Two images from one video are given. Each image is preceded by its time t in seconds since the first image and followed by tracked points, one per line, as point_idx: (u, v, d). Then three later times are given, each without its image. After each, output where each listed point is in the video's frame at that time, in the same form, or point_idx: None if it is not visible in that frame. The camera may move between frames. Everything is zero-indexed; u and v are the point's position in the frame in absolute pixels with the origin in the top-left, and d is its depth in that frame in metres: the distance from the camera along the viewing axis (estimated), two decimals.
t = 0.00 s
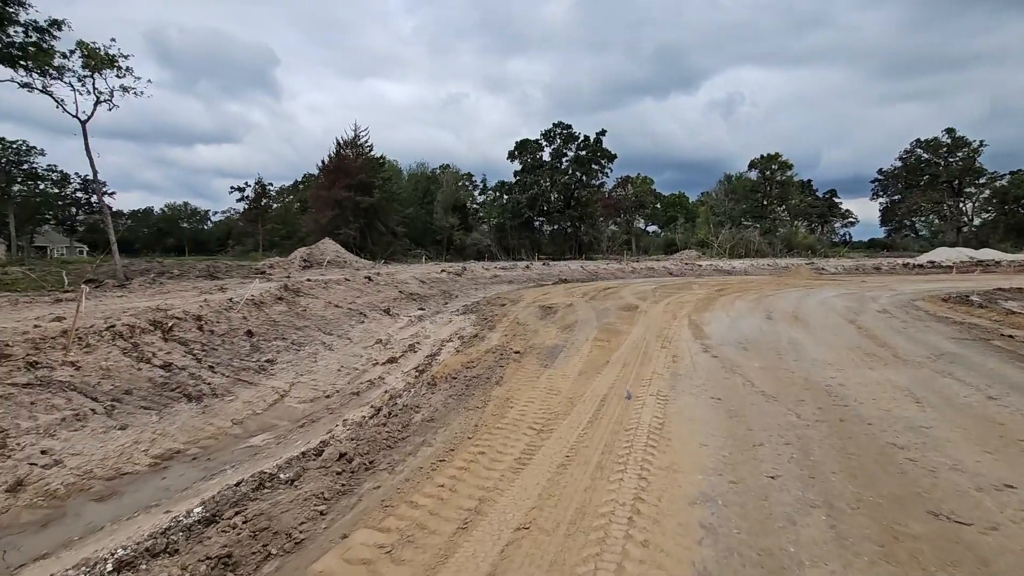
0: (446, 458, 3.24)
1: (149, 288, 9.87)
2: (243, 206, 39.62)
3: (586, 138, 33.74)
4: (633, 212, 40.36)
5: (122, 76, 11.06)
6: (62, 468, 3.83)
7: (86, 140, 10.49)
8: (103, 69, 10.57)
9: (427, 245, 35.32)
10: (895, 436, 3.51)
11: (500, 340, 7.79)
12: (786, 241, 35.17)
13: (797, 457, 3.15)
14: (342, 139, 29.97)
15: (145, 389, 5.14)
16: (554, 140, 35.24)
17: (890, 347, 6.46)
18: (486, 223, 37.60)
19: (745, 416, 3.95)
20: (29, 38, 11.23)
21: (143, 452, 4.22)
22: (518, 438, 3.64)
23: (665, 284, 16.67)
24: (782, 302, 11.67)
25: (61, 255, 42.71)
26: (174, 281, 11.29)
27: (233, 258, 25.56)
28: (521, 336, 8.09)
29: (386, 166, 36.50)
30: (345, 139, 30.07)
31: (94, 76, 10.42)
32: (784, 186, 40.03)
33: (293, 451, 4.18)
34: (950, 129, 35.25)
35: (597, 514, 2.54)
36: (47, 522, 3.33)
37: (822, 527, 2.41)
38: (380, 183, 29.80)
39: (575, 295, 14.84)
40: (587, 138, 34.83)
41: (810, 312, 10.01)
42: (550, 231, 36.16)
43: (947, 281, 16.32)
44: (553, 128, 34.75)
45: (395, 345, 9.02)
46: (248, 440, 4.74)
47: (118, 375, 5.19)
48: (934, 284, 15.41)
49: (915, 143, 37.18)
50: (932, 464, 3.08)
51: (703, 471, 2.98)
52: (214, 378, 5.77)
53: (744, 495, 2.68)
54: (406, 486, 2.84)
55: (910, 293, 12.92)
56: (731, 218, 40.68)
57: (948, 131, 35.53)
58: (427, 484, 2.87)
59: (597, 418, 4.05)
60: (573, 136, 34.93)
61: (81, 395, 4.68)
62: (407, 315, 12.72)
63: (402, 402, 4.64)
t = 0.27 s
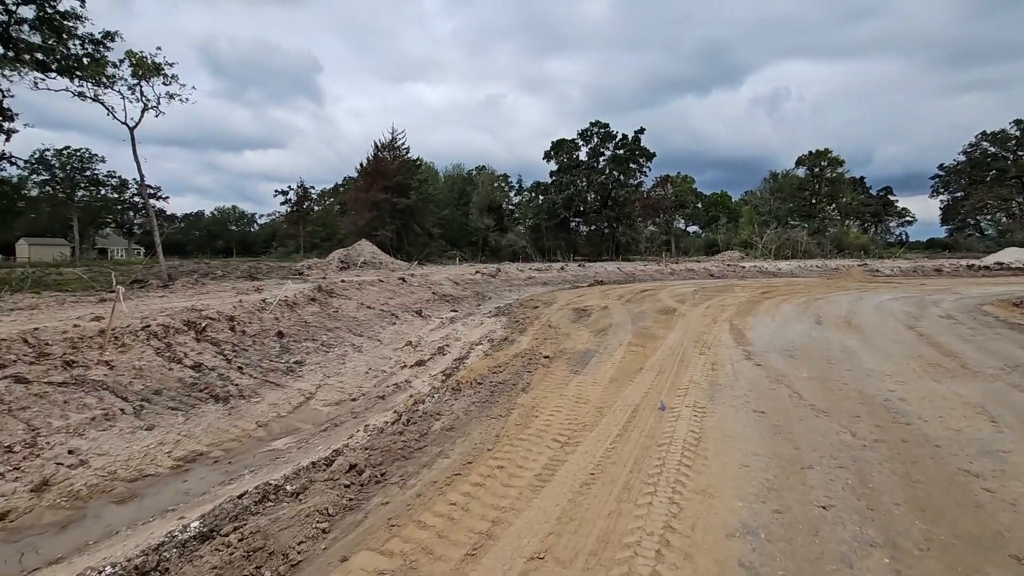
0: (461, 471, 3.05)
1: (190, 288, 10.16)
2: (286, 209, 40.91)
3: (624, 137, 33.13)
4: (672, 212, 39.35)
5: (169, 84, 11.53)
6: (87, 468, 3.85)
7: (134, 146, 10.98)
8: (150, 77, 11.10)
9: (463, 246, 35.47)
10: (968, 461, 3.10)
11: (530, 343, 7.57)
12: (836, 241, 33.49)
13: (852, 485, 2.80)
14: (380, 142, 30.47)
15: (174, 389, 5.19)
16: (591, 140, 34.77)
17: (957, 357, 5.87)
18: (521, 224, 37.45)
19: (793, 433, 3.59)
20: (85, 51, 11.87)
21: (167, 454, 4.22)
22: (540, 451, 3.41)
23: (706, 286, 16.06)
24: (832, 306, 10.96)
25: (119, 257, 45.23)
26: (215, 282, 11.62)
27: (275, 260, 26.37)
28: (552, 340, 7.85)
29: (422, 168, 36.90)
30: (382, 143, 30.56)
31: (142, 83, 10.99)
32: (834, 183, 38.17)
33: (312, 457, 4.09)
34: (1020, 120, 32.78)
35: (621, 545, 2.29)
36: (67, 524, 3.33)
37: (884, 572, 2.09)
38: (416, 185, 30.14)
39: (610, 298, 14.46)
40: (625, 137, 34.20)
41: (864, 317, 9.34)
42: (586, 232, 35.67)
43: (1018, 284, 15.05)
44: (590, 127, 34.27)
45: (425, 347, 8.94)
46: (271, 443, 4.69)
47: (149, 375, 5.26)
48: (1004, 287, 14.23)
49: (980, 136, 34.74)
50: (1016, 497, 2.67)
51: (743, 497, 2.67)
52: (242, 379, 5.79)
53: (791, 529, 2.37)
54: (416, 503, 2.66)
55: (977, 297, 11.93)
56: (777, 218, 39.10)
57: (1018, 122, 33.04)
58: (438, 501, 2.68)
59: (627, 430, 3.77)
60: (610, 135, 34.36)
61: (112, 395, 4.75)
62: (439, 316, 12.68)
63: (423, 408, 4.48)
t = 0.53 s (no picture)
0: (477, 489, 2.87)
1: (227, 290, 10.41)
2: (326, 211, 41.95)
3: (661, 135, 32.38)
4: (712, 212, 38.19)
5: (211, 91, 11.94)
6: (111, 471, 3.87)
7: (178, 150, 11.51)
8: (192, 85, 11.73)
9: (497, 248, 35.48)
10: None
11: (559, 348, 7.34)
12: (890, 241, 31.69)
13: (915, 522, 2.49)
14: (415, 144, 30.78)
15: (202, 391, 5.22)
16: (628, 138, 34.15)
17: None
18: (556, 225, 37.14)
19: (844, 457, 3.26)
20: (133, 61, 12.42)
21: (190, 457, 4.21)
22: (562, 468, 3.20)
23: (747, 289, 15.39)
24: (887, 311, 10.25)
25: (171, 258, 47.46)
26: (253, 283, 11.91)
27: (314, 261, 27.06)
28: (583, 345, 7.59)
29: (457, 169, 37.11)
30: (417, 145, 30.87)
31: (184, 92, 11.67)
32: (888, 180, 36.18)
33: (331, 465, 4.00)
34: None
35: None
36: (86, 528, 3.33)
37: None
38: (450, 186, 30.34)
39: (645, 301, 14.03)
40: (663, 135, 33.43)
41: (923, 324, 8.66)
42: (622, 232, 35.03)
43: None
44: (626, 126, 33.63)
45: (454, 351, 8.84)
46: (292, 449, 4.65)
47: (179, 377, 5.33)
48: None
49: None
50: None
51: (787, 532, 2.40)
52: (269, 381, 5.79)
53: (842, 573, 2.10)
54: (426, 525, 2.50)
55: None
56: (824, 217, 37.35)
57: None
58: (449, 523, 2.51)
59: (657, 446, 3.51)
60: (648, 133, 33.62)
61: (142, 396, 4.81)
62: (470, 319, 12.60)
63: (445, 417, 4.33)
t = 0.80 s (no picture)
0: (492, 505, 2.67)
1: (261, 291, 10.59)
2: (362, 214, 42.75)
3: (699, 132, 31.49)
4: (753, 211, 36.91)
5: (248, 96, 12.27)
6: (133, 471, 3.86)
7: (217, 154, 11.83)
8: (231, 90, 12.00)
9: (530, 249, 35.33)
10: None
11: (589, 352, 7.08)
12: (948, 241, 29.81)
13: (995, 564, 2.16)
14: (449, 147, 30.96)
15: (227, 391, 5.23)
16: (664, 137, 33.39)
17: None
18: (590, 226, 36.68)
19: (905, 481, 2.91)
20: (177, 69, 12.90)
21: (211, 459, 4.18)
22: (586, 483, 2.96)
23: (791, 291, 14.65)
24: (948, 315, 9.49)
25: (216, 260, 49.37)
26: (287, 284, 12.13)
27: (351, 262, 27.63)
28: (614, 349, 7.30)
29: (490, 171, 37.22)
30: (451, 147, 31.04)
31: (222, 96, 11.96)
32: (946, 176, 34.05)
33: (349, 471, 3.88)
34: None
35: None
36: (103, 529, 3.30)
37: None
38: (483, 188, 30.41)
39: (680, 303, 13.56)
40: (701, 132, 32.53)
41: (990, 329, 7.94)
42: (658, 233, 34.26)
43: None
44: (663, 124, 32.88)
45: (482, 353, 8.68)
46: (313, 452, 4.57)
47: (206, 376, 5.35)
48: None
49: None
50: None
51: (842, 569, 2.11)
52: (294, 382, 5.76)
53: None
54: (435, 544, 2.32)
55: None
56: (875, 215, 35.50)
57: None
58: (460, 544, 2.32)
59: (692, 462, 3.23)
60: (685, 131, 32.77)
61: (169, 396, 4.84)
62: (500, 321, 12.45)
63: (465, 423, 4.16)
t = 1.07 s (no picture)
0: (502, 532, 2.47)
1: (291, 293, 10.71)
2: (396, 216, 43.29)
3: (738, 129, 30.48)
4: (796, 211, 35.50)
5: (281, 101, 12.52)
6: (149, 476, 3.84)
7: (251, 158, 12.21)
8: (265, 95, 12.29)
9: (562, 250, 35.05)
10: None
11: (617, 359, 6.78)
12: (1010, 241, 27.87)
13: None
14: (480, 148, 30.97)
15: (248, 395, 5.21)
16: (701, 134, 32.49)
17: None
18: (623, 227, 36.07)
19: (974, 518, 2.56)
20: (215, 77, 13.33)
21: (227, 465, 4.13)
22: (607, 508, 2.72)
23: (837, 294, 13.89)
24: (1015, 322, 8.72)
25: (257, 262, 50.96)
26: (318, 286, 12.29)
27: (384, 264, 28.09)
28: (645, 356, 6.98)
29: (522, 172, 37.13)
30: (482, 148, 31.03)
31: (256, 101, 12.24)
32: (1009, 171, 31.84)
33: (361, 483, 3.76)
34: None
35: None
36: (115, 537, 3.27)
37: None
38: (514, 189, 30.34)
39: (716, 307, 13.03)
40: (740, 129, 31.49)
41: None
42: (694, 234, 33.33)
43: None
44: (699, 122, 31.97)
45: (508, 358, 8.49)
46: (329, 460, 4.47)
47: (228, 380, 5.35)
48: None
49: None
50: None
51: None
52: (315, 387, 5.71)
53: None
54: None
55: None
56: (929, 214, 33.56)
57: None
58: None
59: (725, 486, 2.94)
60: (723, 128, 31.79)
61: (190, 400, 4.85)
62: (529, 324, 12.27)
63: (482, 436, 3.97)
